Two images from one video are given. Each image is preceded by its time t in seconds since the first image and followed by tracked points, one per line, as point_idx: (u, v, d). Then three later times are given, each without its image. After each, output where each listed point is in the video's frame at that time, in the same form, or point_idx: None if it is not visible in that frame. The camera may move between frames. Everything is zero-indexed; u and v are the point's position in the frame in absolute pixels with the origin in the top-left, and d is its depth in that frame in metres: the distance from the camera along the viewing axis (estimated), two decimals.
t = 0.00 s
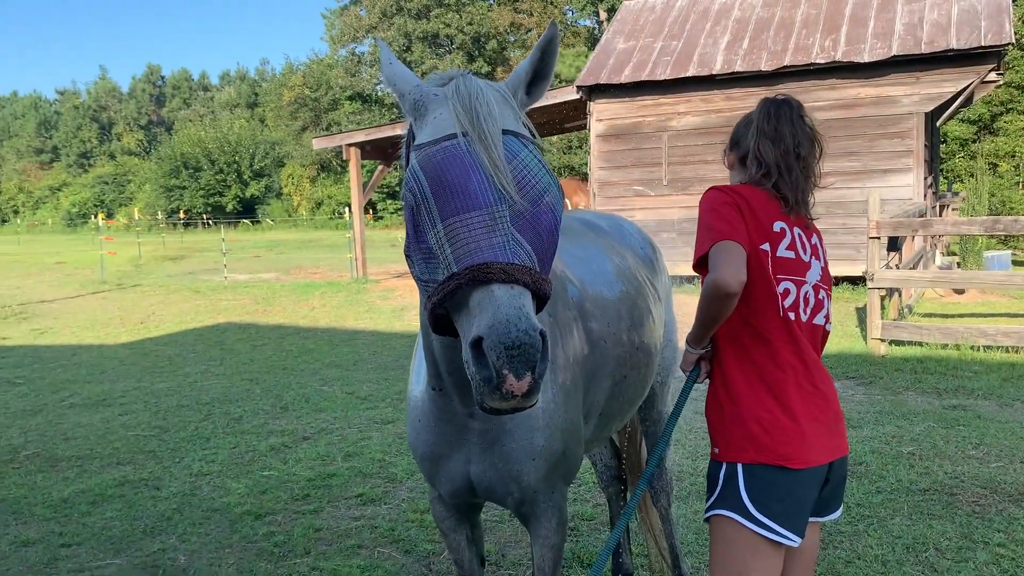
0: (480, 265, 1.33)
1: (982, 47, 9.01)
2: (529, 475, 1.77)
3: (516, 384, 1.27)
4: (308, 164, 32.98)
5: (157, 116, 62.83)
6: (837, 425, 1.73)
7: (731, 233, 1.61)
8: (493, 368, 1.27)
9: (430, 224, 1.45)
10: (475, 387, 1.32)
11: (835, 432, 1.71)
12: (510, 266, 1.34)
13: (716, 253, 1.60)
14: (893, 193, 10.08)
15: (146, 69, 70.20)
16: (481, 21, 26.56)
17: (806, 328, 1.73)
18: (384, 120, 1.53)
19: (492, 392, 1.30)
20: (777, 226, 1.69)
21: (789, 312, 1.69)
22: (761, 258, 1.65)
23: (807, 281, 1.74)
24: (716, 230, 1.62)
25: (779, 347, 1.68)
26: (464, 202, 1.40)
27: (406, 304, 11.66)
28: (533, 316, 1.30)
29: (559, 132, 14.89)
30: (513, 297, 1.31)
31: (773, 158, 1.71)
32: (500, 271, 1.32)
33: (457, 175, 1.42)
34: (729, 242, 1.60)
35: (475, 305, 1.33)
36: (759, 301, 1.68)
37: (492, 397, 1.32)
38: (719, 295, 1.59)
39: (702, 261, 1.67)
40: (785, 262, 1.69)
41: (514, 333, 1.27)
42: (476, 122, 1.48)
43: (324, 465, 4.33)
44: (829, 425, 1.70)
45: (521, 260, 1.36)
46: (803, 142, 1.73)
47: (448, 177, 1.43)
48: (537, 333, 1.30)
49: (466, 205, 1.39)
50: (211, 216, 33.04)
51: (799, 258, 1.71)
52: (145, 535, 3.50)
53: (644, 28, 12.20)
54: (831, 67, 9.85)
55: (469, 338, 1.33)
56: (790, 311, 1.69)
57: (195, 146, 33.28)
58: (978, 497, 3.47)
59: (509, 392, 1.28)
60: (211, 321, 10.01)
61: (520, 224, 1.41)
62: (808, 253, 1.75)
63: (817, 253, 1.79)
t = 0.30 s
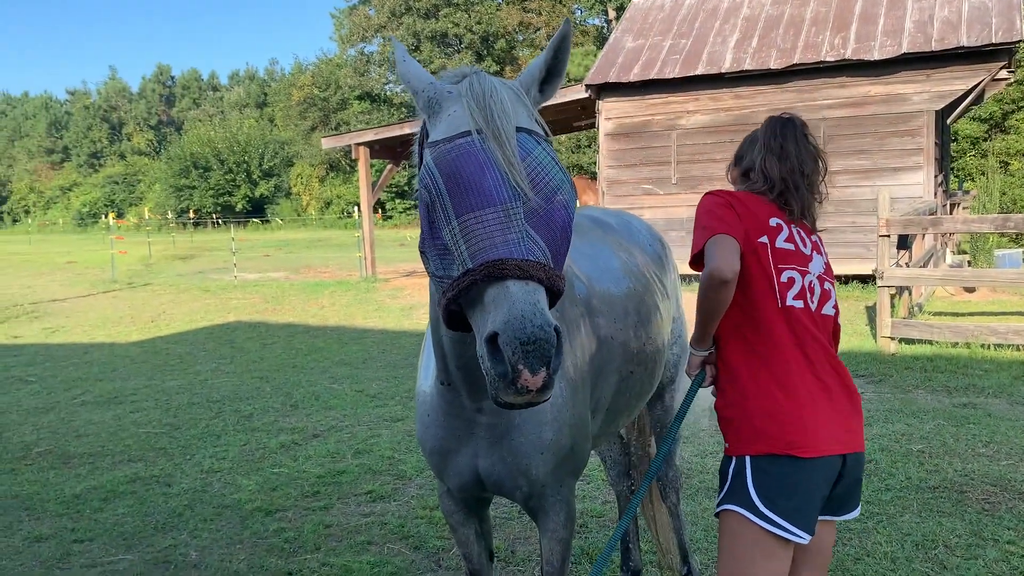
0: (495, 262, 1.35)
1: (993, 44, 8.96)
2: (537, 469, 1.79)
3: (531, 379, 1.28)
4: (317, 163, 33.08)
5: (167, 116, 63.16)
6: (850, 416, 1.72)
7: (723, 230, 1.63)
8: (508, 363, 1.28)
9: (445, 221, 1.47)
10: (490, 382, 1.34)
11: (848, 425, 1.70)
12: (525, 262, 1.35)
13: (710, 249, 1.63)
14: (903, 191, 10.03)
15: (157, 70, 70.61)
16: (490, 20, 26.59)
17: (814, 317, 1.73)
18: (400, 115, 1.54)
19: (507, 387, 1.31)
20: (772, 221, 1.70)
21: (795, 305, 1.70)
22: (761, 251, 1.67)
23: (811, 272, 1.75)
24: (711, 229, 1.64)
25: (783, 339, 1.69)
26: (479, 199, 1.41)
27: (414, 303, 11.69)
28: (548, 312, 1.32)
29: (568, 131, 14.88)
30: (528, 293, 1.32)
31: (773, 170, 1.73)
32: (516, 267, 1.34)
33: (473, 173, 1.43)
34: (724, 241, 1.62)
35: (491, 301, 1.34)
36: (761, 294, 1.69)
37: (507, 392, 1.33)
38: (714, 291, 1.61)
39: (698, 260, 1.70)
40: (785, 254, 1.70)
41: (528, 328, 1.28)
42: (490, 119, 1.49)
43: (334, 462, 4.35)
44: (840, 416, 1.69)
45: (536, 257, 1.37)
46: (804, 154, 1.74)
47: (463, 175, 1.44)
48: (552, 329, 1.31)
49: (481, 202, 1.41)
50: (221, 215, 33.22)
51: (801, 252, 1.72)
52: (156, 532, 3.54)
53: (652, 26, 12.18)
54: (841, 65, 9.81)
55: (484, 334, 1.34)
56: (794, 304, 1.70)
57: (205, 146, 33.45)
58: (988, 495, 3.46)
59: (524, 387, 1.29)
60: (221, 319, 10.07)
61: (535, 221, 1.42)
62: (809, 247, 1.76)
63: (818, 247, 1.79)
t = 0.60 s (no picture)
0: (506, 253, 1.36)
1: (996, 37, 8.92)
2: (541, 459, 1.81)
3: (543, 367, 1.29)
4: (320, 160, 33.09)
5: (170, 114, 63.22)
6: (867, 399, 1.72)
7: (706, 259, 1.73)
8: (520, 352, 1.30)
9: (454, 214, 1.48)
10: (501, 370, 1.35)
11: (863, 411, 1.69)
12: (535, 253, 1.36)
13: (699, 285, 1.72)
14: (906, 184, 10.01)
15: (159, 68, 70.70)
16: (492, 16, 26.56)
17: (817, 304, 1.77)
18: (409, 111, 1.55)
19: (518, 375, 1.32)
20: (754, 234, 1.82)
21: (795, 296, 1.75)
22: (749, 257, 1.76)
23: (804, 266, 1.82)
24: (697, 262, 1.74)
25: (786, 331, 1.72)
26: (489, 190, 1.43)
27: (418, 299, 11.71)
28: (559, 302, 1.33)
29: (571, 126, 14.86)
30: (538, 283, 1.34)
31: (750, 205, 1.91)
32: (526, 257, 1.35)
33: (482, 165, 1.45)
34: (709, 272, 1.71)
35: (502, 291, 1.35)
36: (757, 291, 1.74)
37: (518, 380, 1.34)
38: (707, 320, 1.68)
39: (689, 298, 1.77)
40: (773, 253, 1.79)
41: (541, 317, 1.29)
42: (498, 111, 1.50)
43: (339, 456, 4.38)
44: (854, 397, 1.69)
45: (545, 248, 1.39)
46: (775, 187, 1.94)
47: (473, 167, 1.45)
48: (563, 318, 1.33)
49: (492, 193, 1.42)
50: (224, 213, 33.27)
51: (788, 251, 1.82)
52: (164, 526, 3.57)
53: (655, 21, 12.15)
54: (844, 58, 9.79)
55: (495, 324, 1.35)
56: (794, 296, 1.75)
57: (208, 143, 33.50)
58: (991, 486, 3.47)
59: (535, 375, 1.30)
60: (226, 316, 10.10)
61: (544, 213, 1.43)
62: (796, 250, 1.86)
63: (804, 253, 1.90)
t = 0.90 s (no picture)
0: (511, 243, 1.37)
1: (993, 26, 8.91)
2: (536, 447, 1.83)
3: (548, 356, 1.30)
4: (318, 153, 33.01)
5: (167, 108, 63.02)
6: (864, 385, 1.71)
7: (689, 272, 1.78)
8: (525, 342, 1.31)
9: (457, 205, 1.49)
10: (505, 359, 1.36)
11: (861, 396, 1.68)
12: (540, 243, 1.38)
13: (687, 295, 1.76)
14: (904, 174, 10.01)
15: (156, 61, 70.43)
16: (489, 7, 26.46)
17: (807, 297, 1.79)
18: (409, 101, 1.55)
19: (523, 364, 1.34)
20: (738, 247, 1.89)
21: (783, 288, 1.77)
22: (733, 261, 1.80)
23: (789, 265, 1.86)
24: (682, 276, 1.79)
25: (777, 322, 1.73)
26: (493, 181, 1.43)
27: (417, 291, 11.72)
28: (563, 292, 1.34)
29: (569, 117, 14.83)
30: (542, 274, 1.35)
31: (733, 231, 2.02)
32: (531, 248, 1.36)
33: (486, 156, 1.45)
34: (694, 283, 1.76)
35: (506, 281, 1.36)
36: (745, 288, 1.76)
37: (522, 369, 1.35)
38: (698, 322, 1.72)
39: (679, 312, 1.80)
40: (756, 257, 1.84)
41: (546, 306, 1.30)
42: (501, 102, 1.51)
43: (340, 448, 4.40)
44: (851, 381, 1.69)
45: (549, 239, 1.39)
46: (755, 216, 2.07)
47: (477, 158, 1.46)
48: (567, 308, 1.34)
49: (495, 184, 1.43)
50: (222, 206, 33.24)
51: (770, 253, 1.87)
52: (166, 517, 3.59)
53: (652, 11, 12.11)
54: (841, 48, 9.77)
55: (500, 314, 1.36)
56: (782, 288, 1.77)
57: (205, 137, 33.43)
58: (989, 473, 3.49)
59: (540, 364, 1.31)
60: (225, 309, 10.11)
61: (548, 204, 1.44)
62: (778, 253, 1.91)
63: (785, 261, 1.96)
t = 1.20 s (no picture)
0: (515, 242, 1.37)
1: (991, 18, 8.90)
2: (532, 439, 1.84)
3: (552, 354, 1.30)
4: (314, 146, 32.90)
5: (162, 101, 62.74)
6: (863, 381, 1.71)
7: (690, 264, 1.77)
8: (530, 340, 1.31)
9: (459, 203, 1.49)
10: (509, 356, 1.36)
11: (860, 394, 1.68)
12: (543, 242, 1.37)
13: (687, 289, 1.75)
14: (901, 166, 10.02)
15: (152, 54, 70.10)
16: None
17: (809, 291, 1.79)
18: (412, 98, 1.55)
19: (528, 363, 1.34)
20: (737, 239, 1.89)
21: (785, 282, 1.77)
22: (735, 254, 1.80)
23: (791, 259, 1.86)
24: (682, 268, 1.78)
25: (778, 316, 1.72)
26: (496, 180, 1.43)
27: (414, 284, 11.70)
28: (568, 290, 1.34)
29: (567, 110, 14.80)
30: (547, 272, 1.35)
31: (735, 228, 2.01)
32: (535, 247, 1.36)
33: (489, 154, 1.45)
34: (694, 276, 1.75)
35: (510, 280, 1.36)
36: (747, 282, 1.76)
37: (527, 367, 1.35)
38: (697, 314, 1.71)
39: (679, 305, 1.80)
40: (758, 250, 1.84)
41: (552, 305, 1.30)
42: (504, 101, 1.51)
43: (339, 441, 4.41)
44: (849, 377, 1.69)
45: (552, 237, 1.39)
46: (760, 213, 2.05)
47: (480, 157, 1.45)
48: (572, 307, 1.34)
49: (499, 183, 1.42)
50: (219, 200, 33.14)
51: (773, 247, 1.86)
52: (165, 510, 3.59)
53: (650, 3, 12.08)
54: (839, 40, 9.76)
55: (505, 312, 1.36)
56: (784, 282, 1.76)
57: (201, 130, 33.30)
58: (986, 464, 3.51)
59: (545, 363, 1.32)
60: (223, 303, 10.10)
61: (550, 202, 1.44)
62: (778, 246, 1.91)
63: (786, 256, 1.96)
